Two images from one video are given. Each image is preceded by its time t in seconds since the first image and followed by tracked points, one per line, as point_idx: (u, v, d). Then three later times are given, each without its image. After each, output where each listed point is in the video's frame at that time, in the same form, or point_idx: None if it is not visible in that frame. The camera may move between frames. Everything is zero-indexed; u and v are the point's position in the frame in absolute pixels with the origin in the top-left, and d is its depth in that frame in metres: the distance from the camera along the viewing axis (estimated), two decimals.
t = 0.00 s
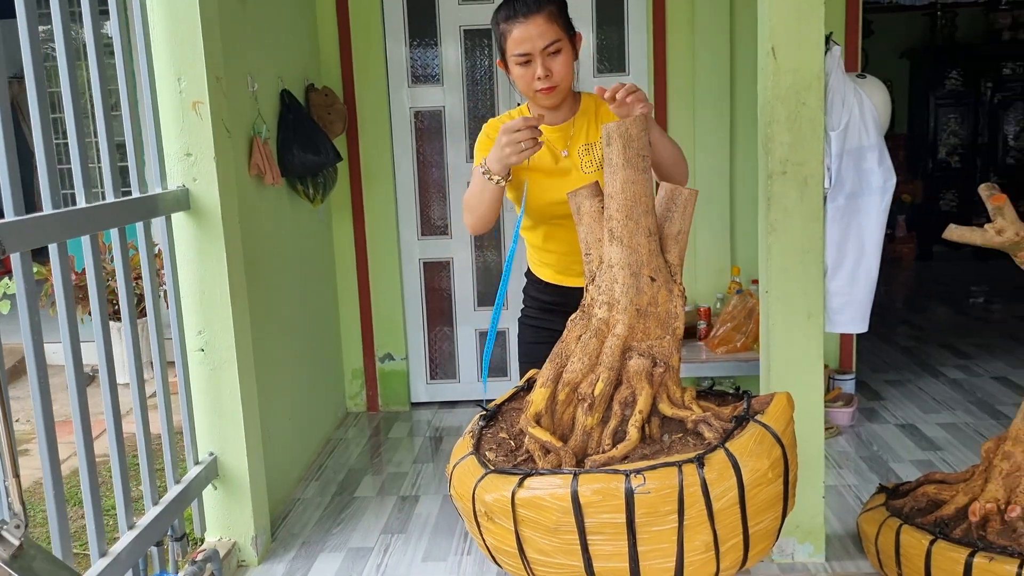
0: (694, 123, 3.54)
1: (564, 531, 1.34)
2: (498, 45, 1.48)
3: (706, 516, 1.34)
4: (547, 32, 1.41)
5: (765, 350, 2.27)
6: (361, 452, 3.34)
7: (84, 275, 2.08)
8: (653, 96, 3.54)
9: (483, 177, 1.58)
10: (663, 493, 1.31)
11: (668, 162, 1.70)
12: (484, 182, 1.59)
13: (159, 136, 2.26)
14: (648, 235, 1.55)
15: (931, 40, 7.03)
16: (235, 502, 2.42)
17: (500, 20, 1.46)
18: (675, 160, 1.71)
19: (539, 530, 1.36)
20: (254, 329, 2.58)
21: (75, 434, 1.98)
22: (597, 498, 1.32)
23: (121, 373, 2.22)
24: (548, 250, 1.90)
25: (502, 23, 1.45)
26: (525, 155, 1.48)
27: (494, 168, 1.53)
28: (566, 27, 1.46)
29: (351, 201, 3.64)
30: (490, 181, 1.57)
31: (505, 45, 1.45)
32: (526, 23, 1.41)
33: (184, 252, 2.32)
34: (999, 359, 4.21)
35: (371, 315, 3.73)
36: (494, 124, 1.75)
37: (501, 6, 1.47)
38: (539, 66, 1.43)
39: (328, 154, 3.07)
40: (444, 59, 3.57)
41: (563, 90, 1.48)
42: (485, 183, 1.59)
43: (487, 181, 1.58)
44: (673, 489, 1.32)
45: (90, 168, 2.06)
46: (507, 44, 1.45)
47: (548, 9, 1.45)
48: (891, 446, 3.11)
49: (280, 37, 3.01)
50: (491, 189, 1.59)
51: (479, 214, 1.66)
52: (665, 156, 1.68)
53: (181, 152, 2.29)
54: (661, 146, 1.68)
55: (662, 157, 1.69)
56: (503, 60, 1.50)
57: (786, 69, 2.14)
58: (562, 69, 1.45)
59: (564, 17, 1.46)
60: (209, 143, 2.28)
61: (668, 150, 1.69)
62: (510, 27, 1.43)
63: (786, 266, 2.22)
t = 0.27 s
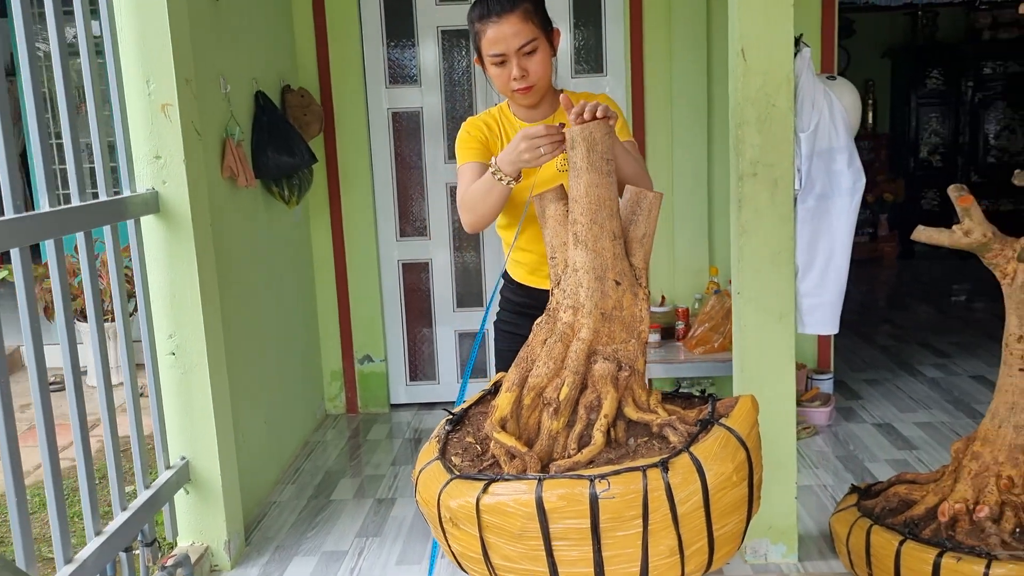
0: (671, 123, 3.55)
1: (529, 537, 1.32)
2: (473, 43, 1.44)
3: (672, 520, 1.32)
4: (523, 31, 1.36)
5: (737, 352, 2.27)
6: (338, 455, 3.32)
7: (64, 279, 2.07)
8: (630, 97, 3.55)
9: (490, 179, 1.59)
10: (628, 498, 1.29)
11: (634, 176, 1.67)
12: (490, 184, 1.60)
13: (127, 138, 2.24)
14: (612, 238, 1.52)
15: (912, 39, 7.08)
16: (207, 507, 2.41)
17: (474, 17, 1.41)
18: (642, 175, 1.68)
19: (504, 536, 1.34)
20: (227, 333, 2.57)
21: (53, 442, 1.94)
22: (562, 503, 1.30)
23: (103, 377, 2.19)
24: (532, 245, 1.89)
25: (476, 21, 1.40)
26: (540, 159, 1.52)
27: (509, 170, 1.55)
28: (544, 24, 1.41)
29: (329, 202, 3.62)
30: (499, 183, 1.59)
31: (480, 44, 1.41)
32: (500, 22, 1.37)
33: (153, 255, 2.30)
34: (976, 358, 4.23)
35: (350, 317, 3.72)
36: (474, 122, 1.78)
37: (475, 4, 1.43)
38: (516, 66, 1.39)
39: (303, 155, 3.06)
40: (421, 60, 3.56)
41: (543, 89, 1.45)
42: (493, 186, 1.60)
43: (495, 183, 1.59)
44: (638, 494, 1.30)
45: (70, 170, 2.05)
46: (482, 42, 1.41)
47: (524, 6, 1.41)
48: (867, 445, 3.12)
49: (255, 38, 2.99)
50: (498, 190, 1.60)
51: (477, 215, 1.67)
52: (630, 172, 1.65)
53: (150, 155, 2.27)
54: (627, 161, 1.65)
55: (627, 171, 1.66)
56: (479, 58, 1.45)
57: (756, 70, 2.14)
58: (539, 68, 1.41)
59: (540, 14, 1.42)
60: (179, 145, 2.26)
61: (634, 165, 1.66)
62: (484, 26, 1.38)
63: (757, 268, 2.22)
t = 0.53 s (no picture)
0: (657, 118, 3.55)
1: (502, 533, 1.24)
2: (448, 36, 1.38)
3: (644, 515, 1.24)
4: (498, 35, 1.32)
5: (719, 348, 2.26)
6: (323, 452, 3.32)
7: (41, 276, 2.05)
8: (615, 93, 3.55)
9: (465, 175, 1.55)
10: (600, 493, 1.21)
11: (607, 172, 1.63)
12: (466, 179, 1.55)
13: (103, 134, 2.22)
14: (584, 231, 1.47)
15: (902, 35, 7.10)
16: (186, 505, 2.40)
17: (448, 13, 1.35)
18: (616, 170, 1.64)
19: (476, 532, 1.25)
20: (207, 332, 2.55)
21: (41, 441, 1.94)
22: (534, 499, 1.22)
23: (83, 375, 2.18)
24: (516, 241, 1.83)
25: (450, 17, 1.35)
26: (518, 156, 1.48)
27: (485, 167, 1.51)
28: (520, 19, 1.36)
29: (314, 199, 3.61)
30: (474, 180, 1.54)
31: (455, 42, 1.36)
32: (474, 25, 1.31)
33: (131, 252, 2.29)
34: (963, 353, 4.24)
35: (335, 314, 3.71)
36: (453, 116, 1.71)
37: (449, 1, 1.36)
38: (490, 69, 1.36)
39: (285, 151, 3.05)
40: (405, 56, 3.55)
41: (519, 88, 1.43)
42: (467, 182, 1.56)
43: (469, 178, 1.55)
44: (610, 489, 1.22)
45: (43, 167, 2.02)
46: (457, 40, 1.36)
47: None
48: (852, 441, 3.12)
49: (236, 34, 2.97)
50: (473, 186, 1.56)
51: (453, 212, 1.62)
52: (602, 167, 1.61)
53: (126, 151, 2.25)
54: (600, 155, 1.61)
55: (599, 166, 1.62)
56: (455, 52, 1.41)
57: (735, 64, 2.13)
58: (515, 68, 1.37)
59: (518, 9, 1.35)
60: (155, 141, 2.24)
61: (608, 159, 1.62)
62: (458, 26, 1.33)
63: (737, 263, 2.21)
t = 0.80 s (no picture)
0: (649, 116, 3.54)
1: (487, 533, 1.18)
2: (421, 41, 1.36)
3: (631, 514, 1.18)
4: (469, 40, 1.29)
5: (709, 346, 2.25)
6: (315, 452, 3.30)
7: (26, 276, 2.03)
8: (608, 92, 3.54)
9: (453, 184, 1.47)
10: (585, 492, 1.16)
11: (598, 166, 1.51)
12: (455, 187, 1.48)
13: (89, 132, 2.20)
14: (570, 229, 1.43)
15: (897, 34, 7.10)
16: (174, 506, 2.38)
17: (418, 19, 1.33)
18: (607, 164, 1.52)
19: (460, 532, 1.19)
20: (196, 332, 2.54)
21: (33, 437, 1.95)
22: (519, 499, 1.16)
23: (69, 376, 2.17)
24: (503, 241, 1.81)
25: (421, 23, 1.32)
26: (504, 162, 1.38)
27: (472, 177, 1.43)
28: (492, 22, 1.33)
29: (305, 198, 3.59)
30: (461, 187, 1.46)
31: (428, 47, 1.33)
32: (445, 31, 1.29)
33: (118, 252, 2.27)
34: (957, 351, 4.24)
35: (328, 314, 3.69)
36: (434, 120, 1.66)
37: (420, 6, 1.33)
38: (464, 75, 1.33)
39: (275, 150, 3.04)
40: (397, 54, 3.54)
41: (497, 90, 1.39)
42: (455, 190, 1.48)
43: (456, 186, 1.47)
44: (596, 488, 1.17)
45: (28, 165, 2.00)
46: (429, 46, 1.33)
47: (470, 1, 1.31)
48: (845, 440, 3.11)
49: (225, 31, 2.96)
50: (461, 193, 1.48)
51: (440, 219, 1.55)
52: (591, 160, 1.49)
53: (113, 149, 2.24)
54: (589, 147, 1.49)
55: (588, 160, 1.50)
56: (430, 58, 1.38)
57: (725, 61, 2.12)
58: (489, 72, 1.34)
59: (489, 11, 1.32)
60: (142, 139, 2.23)
61: (597, 152, 1.50)
62: (429, 32, 1.31)
63: (728, 261, 2.20)
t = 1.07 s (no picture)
0: (648, 117, 3.53)
1: (482, 538, 1.15)
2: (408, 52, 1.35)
3: (627, 520, 1.16)
4: (455, 40, 1.27)
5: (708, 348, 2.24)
6: (313, 454, 3.29)
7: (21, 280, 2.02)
8: (607, 93, 3.53)
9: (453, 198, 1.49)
10: (582, 498, 1.13)
11: (599, 161, 1.53)
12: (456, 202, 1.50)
13: (85, 135, 2.19)
14: (567, 233, 1.42)
15: (896, 34, 7.10)
16: (171, 509, 2.37)
17: (403, 28, 1.32)
18: (609, 158, 1.53)
19: (455, 538, 1.17)
20: (192, 335, 2.53)
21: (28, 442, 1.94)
22: (514, 504, 1.13)
23: (64, 379, 2.15)
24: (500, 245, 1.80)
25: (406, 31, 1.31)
26: (503, 171, 1.42)
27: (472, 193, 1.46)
28: (476, 21, 1.31)
29: (303, 199, 3.58)
30: (462, 198, 1.48)
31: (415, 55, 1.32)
32: (430, 33, 1.27)
33: (114, 255, 2.26)
34: (956, 353, 4.23)
35: (326, 316, 3.68)
36: (426, 127, 1.65)
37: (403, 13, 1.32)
38: (454, 76, 1.30)
39: (272, 152, 3.03)
40: (395, 56, 3.53)
41: (489, 90, 1.37)
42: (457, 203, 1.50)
43: (456, 197, 1.49)
44: (592, 494, 1.14)
45: (21, 167, 1.99)
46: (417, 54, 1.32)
47: (452, 3, 1.30)
48: (844, 442, 3.10)
49: (222, 32, 2.95)
50: (461, 205, 1.50)
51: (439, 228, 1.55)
52: (593, 157, 1.50)
53: (109, 151, 2.23)
54: (591, 143, 1.49)
55: (590, 156, 1.51)
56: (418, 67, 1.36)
57: (724, 62, 2.11)
58: (479, 72, 1.32)
59: (472, 12, 1.31)
60: (138, 141, 2.22)
61: (600, 148, 1.51)
62: (415, 38, 1.30)
63: (727, 264, 2.19)
